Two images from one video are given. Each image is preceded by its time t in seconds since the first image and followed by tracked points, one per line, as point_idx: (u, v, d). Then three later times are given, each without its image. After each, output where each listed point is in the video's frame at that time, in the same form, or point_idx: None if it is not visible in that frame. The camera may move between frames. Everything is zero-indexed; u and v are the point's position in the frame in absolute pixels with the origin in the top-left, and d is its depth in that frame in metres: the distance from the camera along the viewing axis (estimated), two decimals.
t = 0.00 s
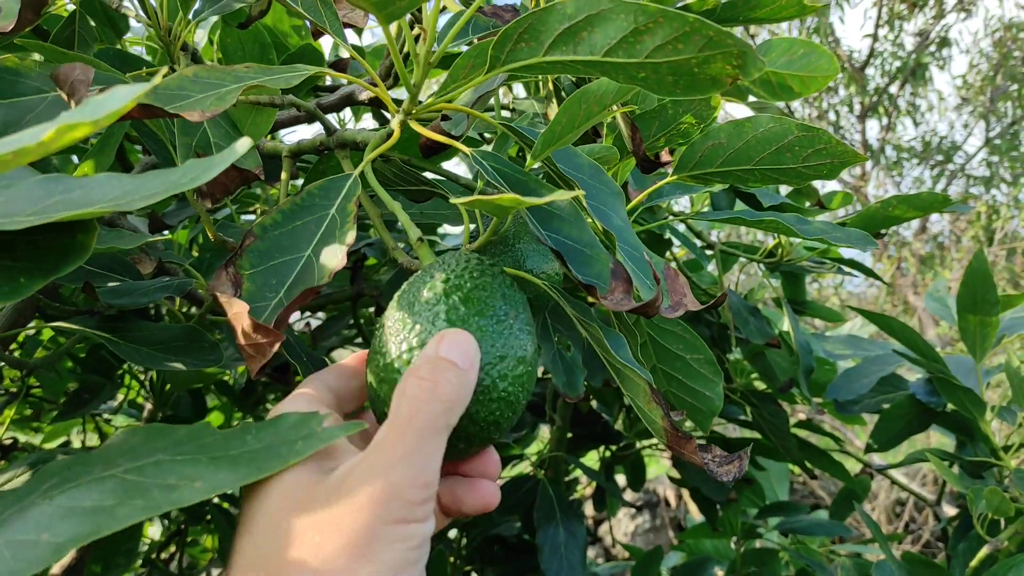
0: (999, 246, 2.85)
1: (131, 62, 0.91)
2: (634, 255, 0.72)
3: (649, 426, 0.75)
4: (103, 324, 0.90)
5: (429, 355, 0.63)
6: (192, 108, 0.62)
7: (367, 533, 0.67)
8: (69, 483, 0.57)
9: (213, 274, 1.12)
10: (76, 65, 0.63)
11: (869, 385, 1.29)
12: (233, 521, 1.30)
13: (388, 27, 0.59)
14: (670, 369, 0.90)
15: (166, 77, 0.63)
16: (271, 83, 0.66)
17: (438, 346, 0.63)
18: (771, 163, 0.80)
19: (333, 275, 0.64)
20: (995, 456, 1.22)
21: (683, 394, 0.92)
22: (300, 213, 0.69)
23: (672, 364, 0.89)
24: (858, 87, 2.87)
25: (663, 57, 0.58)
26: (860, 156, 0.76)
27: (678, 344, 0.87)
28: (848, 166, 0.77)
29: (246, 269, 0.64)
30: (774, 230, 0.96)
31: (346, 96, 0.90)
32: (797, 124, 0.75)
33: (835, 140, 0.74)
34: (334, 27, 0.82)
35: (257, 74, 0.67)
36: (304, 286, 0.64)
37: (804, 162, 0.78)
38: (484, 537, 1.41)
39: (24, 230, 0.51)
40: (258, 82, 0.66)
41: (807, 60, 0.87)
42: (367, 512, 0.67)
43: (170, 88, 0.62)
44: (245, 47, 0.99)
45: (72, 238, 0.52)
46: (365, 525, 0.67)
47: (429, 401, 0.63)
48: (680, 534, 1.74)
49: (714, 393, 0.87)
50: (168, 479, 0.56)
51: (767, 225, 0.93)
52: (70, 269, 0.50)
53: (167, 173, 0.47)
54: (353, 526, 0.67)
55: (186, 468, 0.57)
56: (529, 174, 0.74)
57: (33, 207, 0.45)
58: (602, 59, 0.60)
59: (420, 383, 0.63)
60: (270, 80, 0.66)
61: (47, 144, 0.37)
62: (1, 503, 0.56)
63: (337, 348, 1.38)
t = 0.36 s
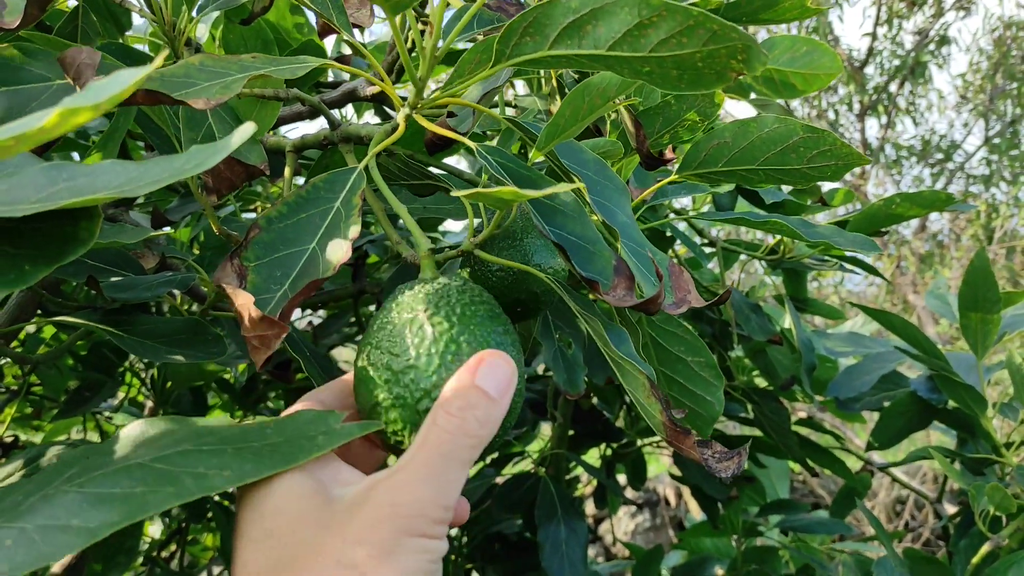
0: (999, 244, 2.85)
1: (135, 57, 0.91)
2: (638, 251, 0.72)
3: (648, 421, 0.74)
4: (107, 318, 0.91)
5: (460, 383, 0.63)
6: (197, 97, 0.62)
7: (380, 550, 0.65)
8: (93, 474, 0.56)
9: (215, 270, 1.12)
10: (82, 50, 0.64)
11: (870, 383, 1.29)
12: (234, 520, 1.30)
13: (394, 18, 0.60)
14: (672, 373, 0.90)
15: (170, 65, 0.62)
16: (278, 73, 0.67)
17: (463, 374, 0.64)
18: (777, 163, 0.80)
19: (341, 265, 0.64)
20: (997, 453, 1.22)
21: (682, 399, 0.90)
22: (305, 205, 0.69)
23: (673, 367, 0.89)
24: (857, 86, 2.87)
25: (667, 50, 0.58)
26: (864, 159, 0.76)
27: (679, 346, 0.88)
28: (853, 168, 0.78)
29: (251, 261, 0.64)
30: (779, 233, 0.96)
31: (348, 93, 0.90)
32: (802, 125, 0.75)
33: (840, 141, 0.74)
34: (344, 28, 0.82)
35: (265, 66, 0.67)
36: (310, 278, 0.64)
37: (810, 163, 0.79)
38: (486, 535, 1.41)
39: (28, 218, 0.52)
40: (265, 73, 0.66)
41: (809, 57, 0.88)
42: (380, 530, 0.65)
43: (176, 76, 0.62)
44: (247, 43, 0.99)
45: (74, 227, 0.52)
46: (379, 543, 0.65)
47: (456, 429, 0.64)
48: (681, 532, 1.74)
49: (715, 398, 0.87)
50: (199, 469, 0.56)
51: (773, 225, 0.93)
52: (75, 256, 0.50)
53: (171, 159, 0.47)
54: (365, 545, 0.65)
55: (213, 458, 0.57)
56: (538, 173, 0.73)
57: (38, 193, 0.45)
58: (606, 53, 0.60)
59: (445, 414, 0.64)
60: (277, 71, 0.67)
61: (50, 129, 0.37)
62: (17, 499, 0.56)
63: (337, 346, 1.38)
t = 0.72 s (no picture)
0: (998, 243, 2.85)
1: (133, 54, 0.92)
2: (643, 253, 0.71)
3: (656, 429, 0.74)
4: (104, 318, 0.91)
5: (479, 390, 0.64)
6: (201, 108, 0.62)
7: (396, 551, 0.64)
8: (105, 485, 0.55)
9: (214, 268, 1.12)
10: (84, 64, 0.62)
11: (869, 382, 1.29)
12: (233, 519, 1.30)
13: (399, 23, 0.60)
14: (665, 366, 0.90)
15: (171, 76, 0.62)
16: (280, 82, 0.66)
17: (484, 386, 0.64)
18: (779, 171, 0.80)
19: (346, 275, 0.64)
20: (997, 451, 1.22)
21: (678, 395, 0.91)
22: (307, 213, 0.68)
23: (668, 361, 0.89)
24: (856, 85, 2.87)
25: (674, 58, 0.58)
26: (867, 170, 0.76)
27: (675, 342, 0.88)
28: (854, 178, 0.77)
29: (256, 271, 0.65)
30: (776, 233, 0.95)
31: (347, 90, 0.90)
32: (807, 136, 0.75)
33: (844, 153, 0.74)
34: (342, 25, 0.82)
35: (265, 73, 0.67)
36: (314, 288, 0.64)
37: (812, 173, 0.78)
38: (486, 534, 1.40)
39: (27, 217, 0.51)
40: (267, 81, 0.66)
41: (808, 54, 0.88)
42: (396, 530, 0.64)
43: (177, 86, 0.62)
44: (247, 41, 0.98)
45: (71, 223, 0.51)
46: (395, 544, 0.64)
47: (471, 434, 0.63)
48: (680, 531, 1.74)
49: (711, 392, 0.89)
50: (209, 483, 0.55)
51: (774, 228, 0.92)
52: (69, 254, 0.50)
53: (166, 155, 0.47)
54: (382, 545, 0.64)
55: (224, 474, 0.56)
56: (543, 176, 0.73)
57: (33, 190, 0.45)
58: (612, 60, 0.60)
59: (462, 421, 0.63)
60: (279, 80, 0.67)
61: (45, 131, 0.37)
62: (24, 507, 0.55)
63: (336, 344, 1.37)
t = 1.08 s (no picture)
0: (998, 242, 2.85)
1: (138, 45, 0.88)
2: (646, 255, 0.70)
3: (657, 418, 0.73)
4: (111, 309, 0.90)
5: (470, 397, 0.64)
6: (214, 90, 0.61)
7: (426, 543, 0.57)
8: (110, 476, 0.54)
9: (217, 264, 1.12)
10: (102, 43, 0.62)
11: (871, 379, 1.28)
12: (233, 517, 1.30)
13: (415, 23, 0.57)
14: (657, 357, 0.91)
15: (189, 57, 0.62)
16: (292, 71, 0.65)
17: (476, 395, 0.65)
18: (775, 171, 0.80)
19: (356, 266, 0.63)
20: (999, 448, 1.21)
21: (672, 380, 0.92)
22: (318, 203, 0.67)
23: (660, 352, 0.90)
24: (856, 84, 2.87)
25: (686, 74, 0.58)
26: (861, 172, 0.76)
27: (667, 334, 0.87)
28: (848, 179, 0.78)
29: (267, 259, 0.64)
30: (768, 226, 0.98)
31: (348, 86, 0.89)
32: (804, 137, 0.74)
33: (839, 154, 0.74)
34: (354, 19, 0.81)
35: (280, 61, 0.65)
36: (325, 278, 0.64)
37: (808, 172, 0.78)
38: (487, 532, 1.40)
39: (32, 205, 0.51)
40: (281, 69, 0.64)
41: (810, 51, 0.87)
42: (420, 523, 0.58)
43: (193, 69, 0.61)
44: (246, 37, 0.98)
45: (79, 214, 0.51)
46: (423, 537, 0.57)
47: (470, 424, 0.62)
48: (681, 530, 1.73)
49: (696, 379, 0.90)
50: (216, 475, 0.54)
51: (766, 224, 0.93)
52: (79, 244, 0.50)
53: (176, 148, 0.46)
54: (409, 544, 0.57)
55: (230, 466, 0.54)
56: (545, 173, 0.73)
57: (42, 181, 0.45)
58: (623, 71, 0.60)
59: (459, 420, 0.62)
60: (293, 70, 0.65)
61: (61, 121, 0.36)
62: (28, 498, 0.55)
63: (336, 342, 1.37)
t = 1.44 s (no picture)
0: (996, 241, 2.85)
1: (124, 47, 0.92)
2: (631, 243, 0.72)
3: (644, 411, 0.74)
4: (99, 307, 0.90)
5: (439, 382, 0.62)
6: (199, 101, 0.61)
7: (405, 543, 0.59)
8: (95, 457, 0.55)
9: (210, 265, 1.13)
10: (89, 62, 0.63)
11: (866, 378, 1.28)
12: (229, 516, 1.30)
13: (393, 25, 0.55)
14: (667, 354, 0.91)
15: (171, 70, 0.63)
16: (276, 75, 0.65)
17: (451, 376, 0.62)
18: (762, 152, 0.80)
19: (345, 267, 0.64)
20: (992, 447, 1.21)
21: (678, 376, 0.92)
22: (305, 205, 0.68)
23: (669, 348, 0.90)
24: (854, 84, 2.87)
25: (661, 57, 0.58)
26: (852, 147, 0.75)
27: (674, 329, 0.87)
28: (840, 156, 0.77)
29: (256, 262, 0.64)
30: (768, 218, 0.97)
31: (338, 85, 0.89)
32: (789, 116, 0.75)
33: (826, 130, 0.73)
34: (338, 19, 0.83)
35: (262, 67, 0.66)
36: (314, 279, 0.64)
37: (798, 151, 0.78)
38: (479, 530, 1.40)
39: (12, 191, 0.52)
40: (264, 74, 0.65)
41: (802, 51, 0.87)
42: (401, 523, 0.59)
43: (177, 82, 0.62)
44: (237, 37, 0.98)
45: (58, 199, 0.53)
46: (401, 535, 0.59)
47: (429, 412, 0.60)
48: (678, 529, 1.73)
49: (711, 377, 0.88)
50: (197, 452, 0.54)
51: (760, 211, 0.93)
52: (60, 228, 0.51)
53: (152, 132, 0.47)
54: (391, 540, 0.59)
55: (210, 445, 0.55)
56: (533, 171, 0.74)
57: (22, 169, 0.45)
58: (601, 58, 0.60)
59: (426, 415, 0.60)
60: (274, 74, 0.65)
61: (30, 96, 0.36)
62: (14, 482, 0.55)
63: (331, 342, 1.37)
